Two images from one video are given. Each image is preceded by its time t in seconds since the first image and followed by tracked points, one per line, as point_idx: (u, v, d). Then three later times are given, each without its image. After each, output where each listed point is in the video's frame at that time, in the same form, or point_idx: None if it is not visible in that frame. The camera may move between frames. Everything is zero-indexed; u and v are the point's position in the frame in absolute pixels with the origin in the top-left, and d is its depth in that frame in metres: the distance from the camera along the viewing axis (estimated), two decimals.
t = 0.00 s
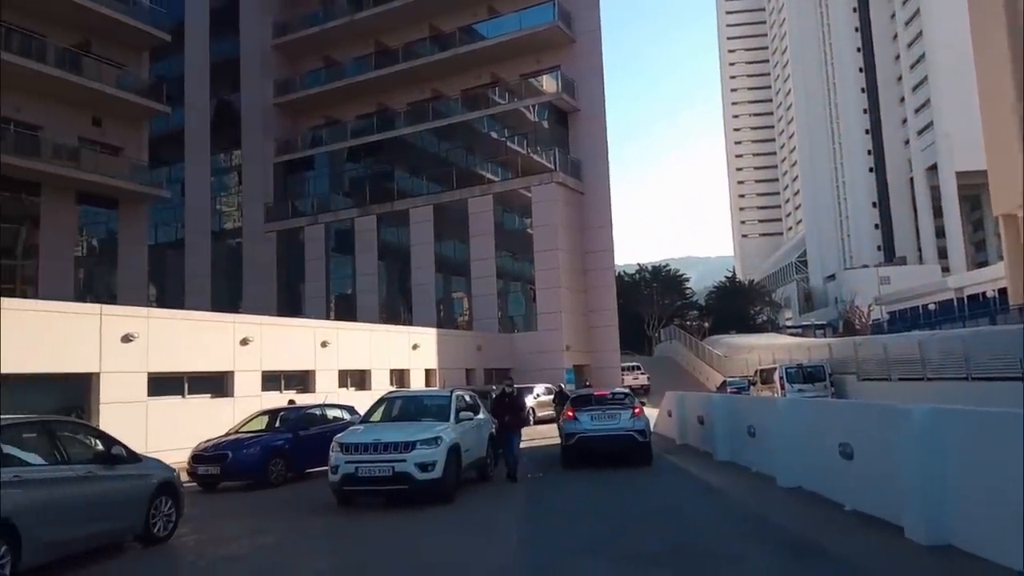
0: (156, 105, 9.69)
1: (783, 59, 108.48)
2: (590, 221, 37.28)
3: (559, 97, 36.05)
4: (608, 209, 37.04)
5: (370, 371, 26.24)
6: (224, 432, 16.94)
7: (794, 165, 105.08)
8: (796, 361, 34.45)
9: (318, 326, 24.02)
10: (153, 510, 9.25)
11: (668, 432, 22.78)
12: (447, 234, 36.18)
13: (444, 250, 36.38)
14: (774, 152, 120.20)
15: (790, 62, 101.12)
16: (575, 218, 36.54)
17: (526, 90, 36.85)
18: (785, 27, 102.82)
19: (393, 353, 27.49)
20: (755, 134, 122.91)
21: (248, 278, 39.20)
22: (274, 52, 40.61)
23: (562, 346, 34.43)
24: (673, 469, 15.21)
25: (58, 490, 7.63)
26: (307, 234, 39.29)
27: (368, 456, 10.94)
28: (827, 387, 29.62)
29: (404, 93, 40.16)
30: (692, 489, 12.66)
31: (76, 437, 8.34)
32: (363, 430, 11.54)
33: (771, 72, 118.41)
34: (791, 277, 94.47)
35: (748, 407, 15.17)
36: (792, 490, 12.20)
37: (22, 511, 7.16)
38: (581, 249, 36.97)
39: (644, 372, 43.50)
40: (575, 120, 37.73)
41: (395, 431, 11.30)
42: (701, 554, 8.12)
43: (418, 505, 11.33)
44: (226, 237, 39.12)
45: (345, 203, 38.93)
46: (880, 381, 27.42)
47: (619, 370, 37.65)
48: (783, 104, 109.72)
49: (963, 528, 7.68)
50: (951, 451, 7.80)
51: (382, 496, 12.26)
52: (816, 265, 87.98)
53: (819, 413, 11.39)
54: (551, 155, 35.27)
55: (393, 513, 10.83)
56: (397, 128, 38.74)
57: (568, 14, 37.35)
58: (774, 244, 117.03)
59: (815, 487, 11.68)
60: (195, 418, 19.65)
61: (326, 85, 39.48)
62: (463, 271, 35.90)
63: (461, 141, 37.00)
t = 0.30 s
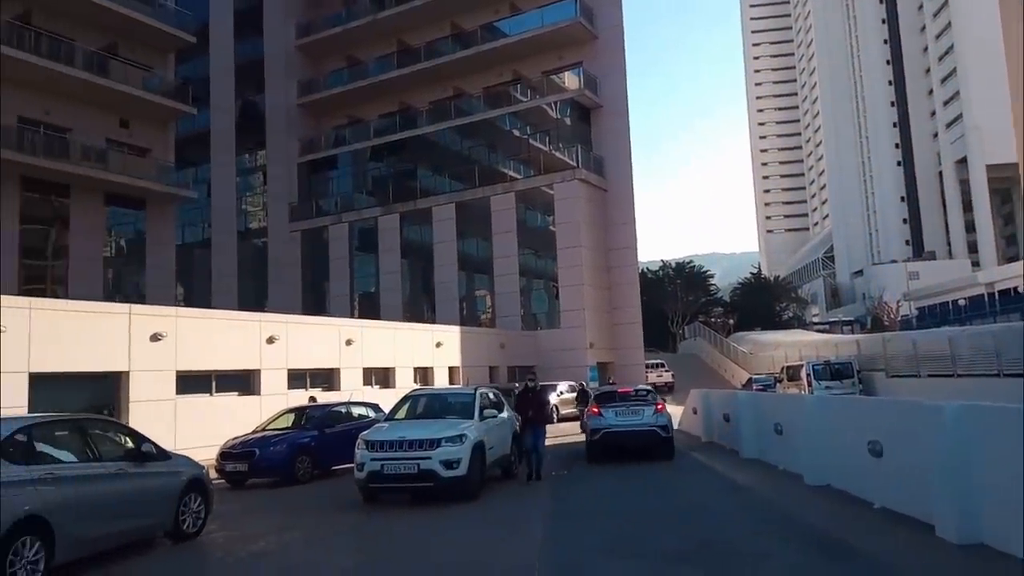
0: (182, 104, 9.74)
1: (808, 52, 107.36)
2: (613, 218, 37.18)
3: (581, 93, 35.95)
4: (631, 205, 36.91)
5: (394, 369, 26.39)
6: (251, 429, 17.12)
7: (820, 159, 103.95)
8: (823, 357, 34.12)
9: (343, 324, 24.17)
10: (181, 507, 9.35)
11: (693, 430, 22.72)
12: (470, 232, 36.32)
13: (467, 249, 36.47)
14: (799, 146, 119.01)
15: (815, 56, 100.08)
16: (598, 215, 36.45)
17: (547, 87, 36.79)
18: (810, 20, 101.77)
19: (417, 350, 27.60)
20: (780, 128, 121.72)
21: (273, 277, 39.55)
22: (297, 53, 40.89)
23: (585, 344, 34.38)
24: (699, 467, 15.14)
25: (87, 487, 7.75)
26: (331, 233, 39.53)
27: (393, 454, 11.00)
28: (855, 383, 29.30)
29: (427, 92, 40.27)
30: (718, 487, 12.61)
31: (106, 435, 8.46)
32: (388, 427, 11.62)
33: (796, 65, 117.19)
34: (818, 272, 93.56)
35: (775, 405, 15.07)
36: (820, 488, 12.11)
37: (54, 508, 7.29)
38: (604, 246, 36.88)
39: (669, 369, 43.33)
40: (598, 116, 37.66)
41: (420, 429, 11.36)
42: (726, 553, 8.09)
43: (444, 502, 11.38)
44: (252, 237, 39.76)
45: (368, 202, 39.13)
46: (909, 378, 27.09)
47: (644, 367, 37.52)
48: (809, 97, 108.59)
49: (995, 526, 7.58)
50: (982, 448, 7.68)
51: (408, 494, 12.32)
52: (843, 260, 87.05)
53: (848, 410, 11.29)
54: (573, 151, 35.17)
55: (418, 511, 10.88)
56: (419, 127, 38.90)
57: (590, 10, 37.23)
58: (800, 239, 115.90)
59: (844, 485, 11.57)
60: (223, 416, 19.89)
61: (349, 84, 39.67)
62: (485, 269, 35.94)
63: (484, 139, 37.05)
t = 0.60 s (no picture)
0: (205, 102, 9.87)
1: (834, 46, 106.19)
2: (636, 216, 37.05)
3: (603, 91, 35.82)
4: (655, 202, 36.74)
5: (419, 368, 26.54)
6: (277, 429, 17.31)
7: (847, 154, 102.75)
8: (852, 355, 33.71)
9: (367, 324, 24.32)
10: (211, 505, 9.50)
11: (718, 429, 22.64)
12: (492, 231, 36.43)
13: (490, 248, 36.54)
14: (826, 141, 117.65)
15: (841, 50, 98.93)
16: (621, 213, 36.35)
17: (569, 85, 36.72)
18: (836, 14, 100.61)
19: (442, 349, 27.72)
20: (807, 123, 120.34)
21: (299, 278, 39.87)
22: (321, 54, 41.20)
23: (608, 342, 34.32)
24: (726, 465, 15.06)
25: (118, 486, 7.88)
26: (355, 234, 39.79)
27: (420, 452, 11.08)
28: (884, 381, 28.95)
29: (449, 92, 40.41)
30: (745, 486, 12.55)
31: (137, 434, 8.60)
32: (414, 426, 11.71)
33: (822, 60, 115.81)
34: (845, 268, 92.47)
35: (803, 403, 14.95)
36: (850, 487, 12.00)
37: (87, 507, 7.43)
38: (628, 244, 36.78)
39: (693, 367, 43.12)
40: (620, 114, 37.56)
41: (446, 428, 11.43)
42: (754, 552, 8.05)
43: (469, 500, 11.43)
44: (277, 238, 40.20)
45: (392, 202, 39.32)
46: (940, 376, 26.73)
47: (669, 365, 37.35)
48: (835, 92, 107.31)
49: None
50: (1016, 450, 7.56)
51: (435, 492, 12.40)
52: (871, 256, 85.90)
53: (877, 410, 11.17)
54: (597, 149, 35.08)
55: (444, 510, 10.94)
56: (442, 127, 38.86)
57: (612, 7, 37.09)
58: (827, 235, 114.66)
59: (875, 484, 11.48)
60: (250, 415, 20.08)
61: (372, 85, 39.88)
62: (508, 268, 36.00)
63: (506, 137, 37.07)
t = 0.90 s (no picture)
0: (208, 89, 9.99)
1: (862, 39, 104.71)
2: (662, 213, 36.87)
3: (628, 87, 35.64)
4: (681, 199, 36.50)
5: (444, 367, 26.66)
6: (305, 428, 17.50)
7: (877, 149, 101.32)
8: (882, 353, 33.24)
9: (393, 323, 24.48)
10: (242, 502, 9.63)
11: (746, 427, 22.50)
12: (517, 230, 36.49)
13: (515, 246, 36.58)
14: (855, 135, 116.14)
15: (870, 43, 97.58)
16: (646, 211, 36.20)
17: (593, 82, 36.61)
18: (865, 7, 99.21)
19: (467, 348, 27.84)
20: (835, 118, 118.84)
21: (325, 278, 40.19)
22: (346, 55, 41.49)
23: (634, 340, 34.21)
24: (756, 464, 14.94)
25: (151, 483, 8.00)
26: (380, 233, 40.03)
27: (445, 451, 11.13)
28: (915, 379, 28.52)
29: (473, 91, 40.49)
30: (773, 485, 12.46)
31: (169, 432, 8.73)
32: (441, 425, 11.77)
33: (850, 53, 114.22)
34: (876, 265, 91.26)
35: (832, 401, 14.80)
36: (882, 486, 11.85)
37: (120, 503, 7.56)
38: (653, 241, 36.62)
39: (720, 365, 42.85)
40: (645, 110, 37.35)
41: (472, 427, 11.48)
42: (782, 551, 8.00)
43: (496, 498, 11.47)
44: (303, 238, 40.94)
45: (416, 201, 39.47)
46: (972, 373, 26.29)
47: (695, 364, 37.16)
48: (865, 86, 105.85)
49: None
50: None
51: (462, 490, 12.45)
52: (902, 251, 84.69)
53: (910, 408, 11.02)
54: (622, 146, 34.93)
55: (471, 507, 10.99)
56: (466, 126, 38.93)
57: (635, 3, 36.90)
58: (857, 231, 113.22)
59: (908, 482, 11.33)
60: (279, 413, 20.30)
61: (397, 85, 40.06)
62: (533, 266, 36.04)
63: (530, 135, 37.02)
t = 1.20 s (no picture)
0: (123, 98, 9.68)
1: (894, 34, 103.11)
2: (688, 212, 36.58)
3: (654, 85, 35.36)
4: (708, 197, 36.16)
5: (470, 367, 26.66)
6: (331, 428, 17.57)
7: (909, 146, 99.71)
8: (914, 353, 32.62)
9: (419, 323, 24.52)
10: (272, 501, 9.65)
11: (776, 429, 22.22)
12: (542, 230, 36.44)
13: (541, 246, 36.50)
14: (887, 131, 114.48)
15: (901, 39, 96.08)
16: (673, 210, 35.93)
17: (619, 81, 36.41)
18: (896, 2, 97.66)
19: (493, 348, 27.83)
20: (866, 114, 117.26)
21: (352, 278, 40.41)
22: (372, 56, 41.68)
23: (660, 340, 33.97)
24: (787, 466, 14.73)
25: (182, 482, 8.04)
26: (406, 233, 40.15)
27: (472, 451, 11.09)
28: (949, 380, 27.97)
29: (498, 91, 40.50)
30: (805, 487, 12.26)
31: (200, 432, 8.77)
32: (467, 425, 11.73)
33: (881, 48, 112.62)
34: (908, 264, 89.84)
35: (864, 402, 14.55)
36: (917, 489, 11.59)
37: (153, 502, 7.60)
38: (680, 240, 36.32)
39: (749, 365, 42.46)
40: (671, 107, 37.06)
41: (499, 427, 11.42)
42: (814, 554, 7.84)
43: (524, 499, 11.40)
44: (331, 239, 41.31)
45: (442, 202, 39.54)
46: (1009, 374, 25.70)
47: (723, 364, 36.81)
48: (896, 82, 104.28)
49: None
50: None
51: (489, 490, 12.39)
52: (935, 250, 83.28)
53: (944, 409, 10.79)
54: (648, 145, 34.73)
55: (498, 507, 10.93)
56: (491, 125, 38.88)
57: None
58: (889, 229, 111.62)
59: (943, 485, 11.09)
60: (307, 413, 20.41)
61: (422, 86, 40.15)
62: (559, 266, 35.96)
63: (555, 134, 36.88)
